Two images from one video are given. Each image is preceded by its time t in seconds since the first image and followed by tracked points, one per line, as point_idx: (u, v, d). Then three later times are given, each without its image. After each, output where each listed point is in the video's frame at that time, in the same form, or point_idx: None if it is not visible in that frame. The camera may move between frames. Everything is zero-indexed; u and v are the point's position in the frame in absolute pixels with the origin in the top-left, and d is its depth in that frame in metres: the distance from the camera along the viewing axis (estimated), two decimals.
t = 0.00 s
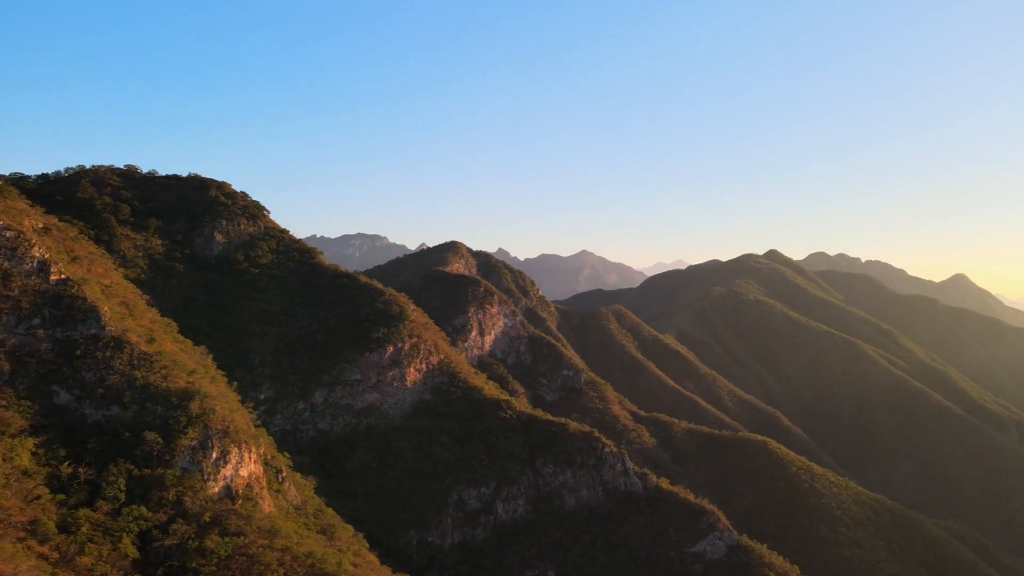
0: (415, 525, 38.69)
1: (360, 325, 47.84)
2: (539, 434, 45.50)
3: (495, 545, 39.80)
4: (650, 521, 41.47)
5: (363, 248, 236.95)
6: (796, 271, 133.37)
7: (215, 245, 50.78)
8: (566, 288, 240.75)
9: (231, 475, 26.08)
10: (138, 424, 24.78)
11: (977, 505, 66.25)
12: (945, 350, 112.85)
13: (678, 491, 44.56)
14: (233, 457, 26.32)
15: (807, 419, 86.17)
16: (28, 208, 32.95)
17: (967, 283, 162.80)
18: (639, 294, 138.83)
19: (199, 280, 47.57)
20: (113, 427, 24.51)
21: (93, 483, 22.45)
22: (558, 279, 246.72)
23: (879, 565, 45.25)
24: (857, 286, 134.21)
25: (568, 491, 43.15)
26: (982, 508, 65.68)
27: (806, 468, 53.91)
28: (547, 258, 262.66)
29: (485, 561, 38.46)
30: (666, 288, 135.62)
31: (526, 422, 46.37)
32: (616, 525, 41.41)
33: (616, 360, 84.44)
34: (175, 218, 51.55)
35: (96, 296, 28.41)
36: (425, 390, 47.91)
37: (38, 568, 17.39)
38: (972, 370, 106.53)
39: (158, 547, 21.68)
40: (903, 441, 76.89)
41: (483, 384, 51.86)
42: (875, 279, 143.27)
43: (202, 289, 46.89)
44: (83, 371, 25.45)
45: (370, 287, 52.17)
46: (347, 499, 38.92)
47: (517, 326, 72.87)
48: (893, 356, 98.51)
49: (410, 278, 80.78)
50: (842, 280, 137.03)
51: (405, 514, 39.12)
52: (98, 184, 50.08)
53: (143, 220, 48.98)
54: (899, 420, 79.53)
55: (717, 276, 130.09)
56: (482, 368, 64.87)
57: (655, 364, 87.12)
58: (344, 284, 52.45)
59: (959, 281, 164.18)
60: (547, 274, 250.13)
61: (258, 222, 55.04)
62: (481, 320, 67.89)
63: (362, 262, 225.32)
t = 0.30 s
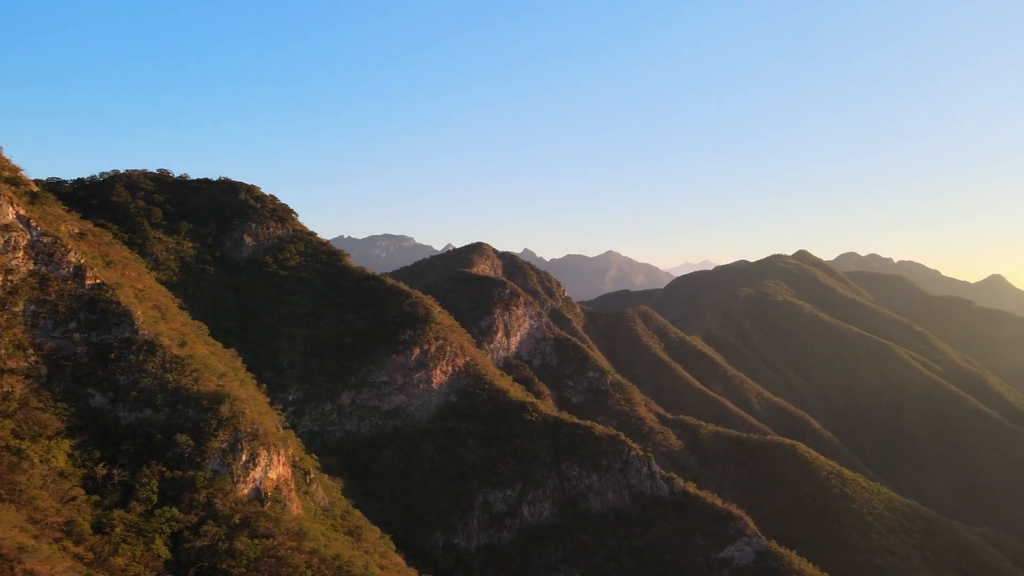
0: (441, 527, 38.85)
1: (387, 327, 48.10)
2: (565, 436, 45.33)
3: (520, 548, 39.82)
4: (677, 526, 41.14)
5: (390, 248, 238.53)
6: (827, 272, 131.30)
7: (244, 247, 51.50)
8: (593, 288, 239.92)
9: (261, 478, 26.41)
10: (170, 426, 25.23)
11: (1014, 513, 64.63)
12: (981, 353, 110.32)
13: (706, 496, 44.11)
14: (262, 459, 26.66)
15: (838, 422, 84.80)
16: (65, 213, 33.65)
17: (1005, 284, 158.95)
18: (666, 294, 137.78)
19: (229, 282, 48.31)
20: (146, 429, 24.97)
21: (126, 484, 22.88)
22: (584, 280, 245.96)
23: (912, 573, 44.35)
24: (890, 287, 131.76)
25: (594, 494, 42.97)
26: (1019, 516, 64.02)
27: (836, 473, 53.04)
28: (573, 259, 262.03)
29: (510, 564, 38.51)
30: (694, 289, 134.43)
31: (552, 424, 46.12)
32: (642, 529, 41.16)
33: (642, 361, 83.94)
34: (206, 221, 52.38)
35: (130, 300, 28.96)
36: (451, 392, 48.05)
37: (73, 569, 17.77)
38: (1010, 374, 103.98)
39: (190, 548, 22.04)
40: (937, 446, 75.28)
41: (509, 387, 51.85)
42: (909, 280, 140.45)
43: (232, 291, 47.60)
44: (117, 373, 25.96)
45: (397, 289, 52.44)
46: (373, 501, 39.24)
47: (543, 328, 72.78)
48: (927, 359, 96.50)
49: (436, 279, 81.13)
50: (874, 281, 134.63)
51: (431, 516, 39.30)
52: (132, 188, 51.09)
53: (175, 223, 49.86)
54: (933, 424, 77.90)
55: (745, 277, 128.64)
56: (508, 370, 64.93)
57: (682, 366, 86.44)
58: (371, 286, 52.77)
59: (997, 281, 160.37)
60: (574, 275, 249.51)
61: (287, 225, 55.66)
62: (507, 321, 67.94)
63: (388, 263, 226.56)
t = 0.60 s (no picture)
0: (472, 529, 38.99)
1: (418, 329, 48.33)
2: (597, 439, 45.06)
3: (551, 551, 39.79)
4: (710, 532, 40.67)
5: (422, 249, 239.94)
6: (865, 273, 128.71)
7: (279, 250, 52.26)
8: (624, 289, 238.60)
9: (295, 479, 26.78)
10: (207, 428, 25.71)
11: None
12: None
13: (739, 501, 43.50)
14: (297, 462, 27.03)
15: (876, 427, 83.05)
16: (107, 218, 34.51)
17: None
18: (699, 296, 136.36)
19: (264, 284, 49.09)
20: (184, 430, 25.47)
21: (165, 485, 23.35)
22: (616, 281, 244.73)
23: None
24: (930, 289, 128.68)
25: (625, 498, 42.70)
26: None
27: (874, 478, 51.95)
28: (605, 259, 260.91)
29: (541, 567, 38.51)
30: (727, 290, 132.85)
31: (583, 427, 45.88)
32: (674, 534, 40.77)
33: (674, 363, 83.25)
34: (242, 223, 53.27)
35: (169, 304, 29.59)
36: (482, 394, 48.09)
37: (115, 568, 18.20)
38: None
39: (226, 549, 22.42)
40: (980, 452, 73.26)
41: (540, 389, 51.75)
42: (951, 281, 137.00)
43: (267, 293, 48.36)
44: (156, 376, 26.53)
45: (428, 291, 52.68)
46: (405, 502, 39.55)
47: (575, 329, 72.58)
48: (970, 362, 93.98)
49: (467, 281, 81.50)
50: (914, 282, 131.60)
51: (462, 518, 39.47)
52: (172, 192, 52.20)
53: (212, 226, 50.82)
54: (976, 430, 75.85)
55: (780, 278, 126.71)
56: (539, 372, 64.88)
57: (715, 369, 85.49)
58: (404, 289, 53.10)
59: None
60: (605, 275, 248.39)
61: (321, 227, 56.28)
62: (538, 323, 67.91)
63: (420, 264, 228.07)
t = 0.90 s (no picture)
0: (504, 531, 39.07)
1: (451, 331, 48.45)
2: (630, 443, 44.70)
3: (583, 555, 39.66)
4: (745, 538, 40.09)
5: (455, 249, 240.95)
6: (906, 274, 125.74)
7: (314, 252, 52.94)
8: (658, 290, 236.81)
9: (329, 481, 27.11)
10: (244, 430, 26.16)
11: None
12: None
13: (775, 507, 42.78)
14: (331, 464, 27.36)
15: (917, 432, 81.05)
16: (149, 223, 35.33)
17: None
18: (733, 297, 134.61)
19: (300, 286, 49.82)
20: (222, 432, 25.96)
21: (204, 486, 23.82)
22: (649, 282, 243.02)
23: None
24: (975, 290, 125.14)
25: (658, 503, 42.31)
26: None
27: (915, 485, 50.68)
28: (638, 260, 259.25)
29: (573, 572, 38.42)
30: (763, 291, 130.95)
31: (615, 430, 45.56)
32: (708, 540, 40.28)
33: (708, 366, 82.33)
34: (279, 226, 54.09)
35: (207, 308, 30.19)
36: (514, 397, 48.03)
37: (156, 568, 18.60)
38: None
39: (262, 550, 22.79)
40: None
41: (572, 392, 51.52)
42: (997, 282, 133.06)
43: (302, 295, 49.05)
44: (195, 378, 27.08)
45: (461, 294, 52.83)
46: (437, 503, 39.81)
47: (607, 332, 72.17)
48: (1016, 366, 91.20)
49: (499, 283, 81.63)
50: (958, 283, 128.13)
51: (494, 520, 39.58)
52: (210, 196, 53.25)
53: (249, 229, 51.72)
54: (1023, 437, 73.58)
55: (817, 279, 124.46)
56: (571, 374, 64.68)
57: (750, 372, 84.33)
58: (437, 291, 53.31)
59: None
60: (638, 276, 246.79)
61: (355, 229, 56.79)
62: (570, 324, 67.73)
63: (453, 264, 229.24)
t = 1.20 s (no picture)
0: (536, 534, 39.08)
1: (483, 334, 48.44)
2: (663, 447, 44.25)
3: (616, 560, 39.44)
4: (781, 546, 39.40)
5: (488, 249, 241.54)
6: (949, 275, 122.47)
7: (349, 255, 53.52)
8: (692, 291, 234.43)
9: (363, 484, 27.38)
10: (280, 432, 26.57)
11: None
12: None
13: (812, 515, 41.97)
14: (365, 467, 27.63)
15: (961, 437, 78.89)
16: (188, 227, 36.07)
17: None
18: (769, 298, 132.55)
19: (335, 288, 50.44)
20: (259, 434, 26.41)
21: (241, 487, 24.24)
22: (683, 283, 240.82)
23: None
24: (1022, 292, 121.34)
25: (692, 508, 41.83)
26: None
27: (958, 493, 49.32)
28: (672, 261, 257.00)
29: None
30: (800, 292, 128.76)
31: (649, 433, 45.13)
32: (743, 547, 39.69)
33: (743, 368, 81.24)
34: (314, 229, 54.79)
35: (245, 311, 30.73)
36: (547, 400, 47.79)
37: (195, 568, 18.99)
38: None
39: (298, 551, 23.11)
40: None
41: (605, 395, 51.19)
42: None
43: (336, 297, 49.65)
44: (233, 381, 27.58)
45: (493, 296, 52.83)
46: (470, 505, 40.00)
47: (640, 334, 71.58)
48: None
49: (532, 284, 81.65)
50: (1005, 284, 124.40)
51: (526, 523, 39.62)
52: (248, 199, 54.19)
53: (286, 232, 52.51)
54: None
55: (857, 280, 121.93)
56: (604, 376, 64.34)
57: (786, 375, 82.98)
58: (469, 293, 53.36)
59: None
60: (671, 276, 244.66)
61: (389, 232, 57.19)
62: (603, 326, 67.39)
63: (486, 265, 230.28)
